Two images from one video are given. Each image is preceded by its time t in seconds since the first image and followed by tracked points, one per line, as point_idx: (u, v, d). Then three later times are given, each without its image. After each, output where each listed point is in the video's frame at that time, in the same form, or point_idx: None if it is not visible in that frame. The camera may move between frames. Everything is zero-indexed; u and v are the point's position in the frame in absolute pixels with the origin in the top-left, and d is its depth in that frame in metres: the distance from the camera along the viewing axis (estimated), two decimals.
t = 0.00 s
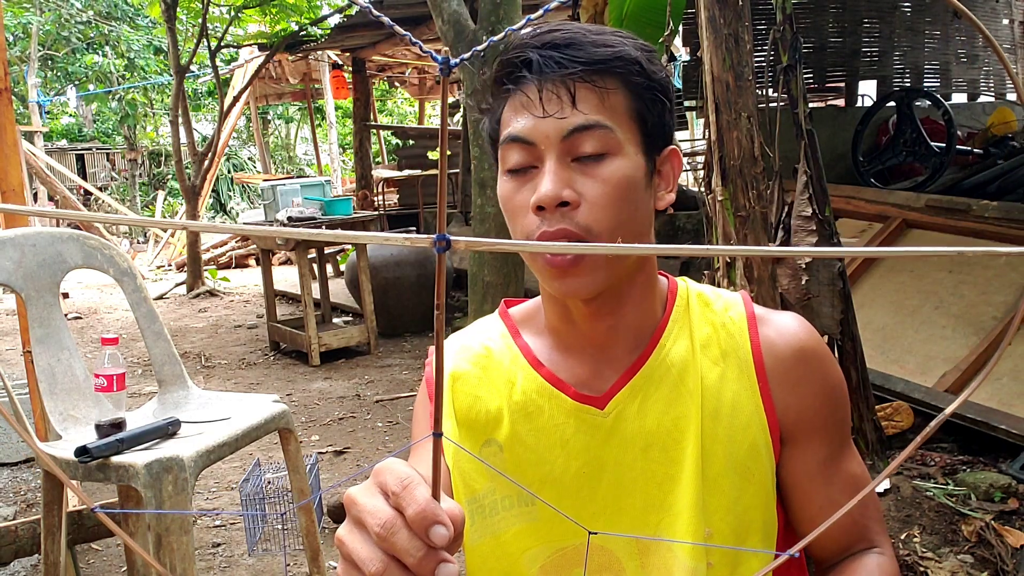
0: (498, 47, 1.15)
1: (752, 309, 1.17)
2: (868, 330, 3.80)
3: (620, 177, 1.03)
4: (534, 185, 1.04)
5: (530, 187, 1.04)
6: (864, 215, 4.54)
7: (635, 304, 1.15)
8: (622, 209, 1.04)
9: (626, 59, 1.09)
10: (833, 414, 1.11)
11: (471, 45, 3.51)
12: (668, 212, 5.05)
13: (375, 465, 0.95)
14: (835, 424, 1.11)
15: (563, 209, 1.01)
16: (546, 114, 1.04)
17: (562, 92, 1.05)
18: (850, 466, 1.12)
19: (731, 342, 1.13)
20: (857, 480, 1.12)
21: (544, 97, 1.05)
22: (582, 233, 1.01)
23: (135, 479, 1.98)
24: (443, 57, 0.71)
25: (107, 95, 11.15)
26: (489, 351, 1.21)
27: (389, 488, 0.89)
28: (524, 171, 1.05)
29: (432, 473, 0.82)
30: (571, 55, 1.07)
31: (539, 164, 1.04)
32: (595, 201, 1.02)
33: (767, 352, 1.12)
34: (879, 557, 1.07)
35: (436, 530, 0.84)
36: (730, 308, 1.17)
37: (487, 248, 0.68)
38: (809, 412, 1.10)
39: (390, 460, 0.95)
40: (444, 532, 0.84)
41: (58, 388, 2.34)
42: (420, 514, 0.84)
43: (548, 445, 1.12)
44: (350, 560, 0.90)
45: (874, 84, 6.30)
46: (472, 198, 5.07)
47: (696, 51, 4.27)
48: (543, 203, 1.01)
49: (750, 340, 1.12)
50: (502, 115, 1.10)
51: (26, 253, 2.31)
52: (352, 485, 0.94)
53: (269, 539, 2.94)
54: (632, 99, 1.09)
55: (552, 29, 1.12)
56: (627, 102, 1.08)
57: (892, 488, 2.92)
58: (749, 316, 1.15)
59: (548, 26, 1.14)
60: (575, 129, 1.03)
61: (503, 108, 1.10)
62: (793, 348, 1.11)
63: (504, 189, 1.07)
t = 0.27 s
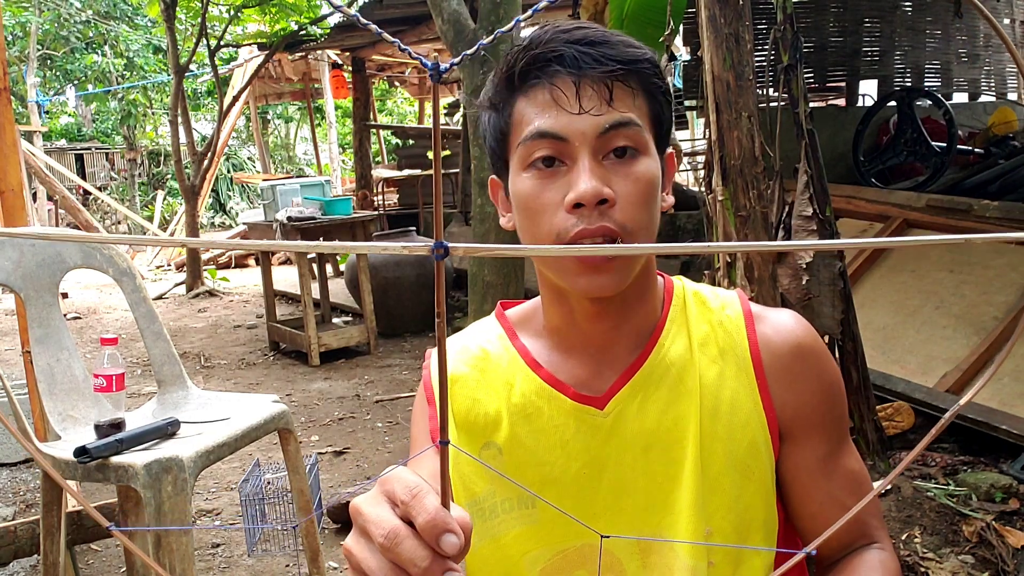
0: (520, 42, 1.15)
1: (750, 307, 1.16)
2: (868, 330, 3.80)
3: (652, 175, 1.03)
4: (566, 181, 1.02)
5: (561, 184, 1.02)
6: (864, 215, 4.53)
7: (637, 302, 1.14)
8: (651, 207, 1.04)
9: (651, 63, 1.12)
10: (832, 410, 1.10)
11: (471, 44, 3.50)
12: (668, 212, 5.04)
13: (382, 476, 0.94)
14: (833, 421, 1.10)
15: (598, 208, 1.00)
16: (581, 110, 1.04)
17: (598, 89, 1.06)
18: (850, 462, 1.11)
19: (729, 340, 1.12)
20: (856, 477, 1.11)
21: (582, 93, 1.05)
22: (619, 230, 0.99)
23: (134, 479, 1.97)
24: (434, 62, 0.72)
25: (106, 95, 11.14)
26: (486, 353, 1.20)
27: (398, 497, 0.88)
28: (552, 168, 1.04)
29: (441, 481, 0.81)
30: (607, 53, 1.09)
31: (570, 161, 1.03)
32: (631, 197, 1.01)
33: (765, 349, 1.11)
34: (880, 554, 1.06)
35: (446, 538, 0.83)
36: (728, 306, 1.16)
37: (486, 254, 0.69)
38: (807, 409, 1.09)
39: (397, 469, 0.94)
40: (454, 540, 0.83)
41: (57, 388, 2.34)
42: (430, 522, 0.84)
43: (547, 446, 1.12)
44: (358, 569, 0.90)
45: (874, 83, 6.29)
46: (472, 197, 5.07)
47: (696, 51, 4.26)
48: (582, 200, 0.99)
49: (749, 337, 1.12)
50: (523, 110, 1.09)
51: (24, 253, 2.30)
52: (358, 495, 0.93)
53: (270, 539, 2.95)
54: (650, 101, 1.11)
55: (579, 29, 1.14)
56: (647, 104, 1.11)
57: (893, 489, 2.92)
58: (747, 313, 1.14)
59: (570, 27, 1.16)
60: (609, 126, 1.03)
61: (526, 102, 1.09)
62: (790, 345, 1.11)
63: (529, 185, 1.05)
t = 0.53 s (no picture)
0: (522, 44, 1.14)
1: (748, 307, 1.17)
2: (868, 330, 3.80)
3: (653, 181, 1.04)
4: (568, 187, 1.02)
5: (563, 189, 1.03)
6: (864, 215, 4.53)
7: (637, 305, 1.15)
8: (652, 212, 1.04)
9: (653, 67, 1.12)
10: (831, 409, 1.10)
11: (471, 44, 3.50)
12: (668, 212, 5.04)
13: (394, 479, 0.94)
14: (832, 420, 1.10)
15: (601, 213, 1.00)
16: (585, 116, 1.04)
17: (601, 94, 1.06)
18: (850, 460, 1.11)
19: (728, 340, 1.12)
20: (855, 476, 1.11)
21: (584, 98, 1.05)
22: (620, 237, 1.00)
23: (134, 480, 1.97)
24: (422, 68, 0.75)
25: (106, 95, 11.15)
26: (485, 354, 1.20)
27: (410, 495, 0.88)
28: (554, 173, 1.04)
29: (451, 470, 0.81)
30: (610, 58, 1.09)
31: (572, 166, 1.03)
32: (632, 204, 1.01)
33: (764, 349, 1.11)
34: (881, 552, 1.07)
35: (456, 532, 0.81)
36: (727, 306, 1.16)
37: (482, 252, 0.69)
38: (807, 408, 1.09)
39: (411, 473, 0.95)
40: (464, 534, 0.82)
41: (57, 388, 2.34)
42: (441, 517, 0.83)
43: (548, 447, 1.11)
44: (370, 567, 0.89)
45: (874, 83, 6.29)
46: (472, 197, 5.06)
47: (696, 51, 4.26)
48: (584, 207, 0.99)
49: (748, 337, 1.12)
50: (524, 114, 1.09)
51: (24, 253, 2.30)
52: (372, 497, 0.94)
53: (269, 539, 2.95)
54: (651, 105, 1.12)
55: (583, 32, 1.13)
56: (648, 108, 1.11)
57: (893, 489, 2.92)
58: (746, 313, 1.15)
59: (571, 29, 1.16)
60: (612, 132, 1.02)
61: (527, 105, 1.09)
62: (788, 346, 1.11)
63: (529, 191, 1.05)
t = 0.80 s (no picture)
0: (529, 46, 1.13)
1: (744, 302, 1.15)
2: (869, 330, 3.79)
3: (657, 185, 1.03)
4: (572, 190, 1.02)
5: (567, 193, 1.02)
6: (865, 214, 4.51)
7: (638, 301, 1.13)
8: (655, 215, 1.03)
9: (658, 71, 1.10)
10: (833, 401, 1.07)
11: (472, 43, 3.49)
12: (668, 212, 5.03)
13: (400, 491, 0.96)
14: (835, 411, 1.07)
15: (603, 217, 0.99)
16: (590, 120, 1.02)
17: (606, 98, 1.04)
18: (864, 448, 1.06)
19: (726, 333, 1.11)
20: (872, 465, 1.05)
21: (589, 103, 1.03)
22: (623, 240, 0.99)
23: (132, 481, 1.96)
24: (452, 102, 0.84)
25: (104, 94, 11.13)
26: (484, 352, 1.19)
27: (417, 508, 0.89)
28: (559, 175, 1.03)
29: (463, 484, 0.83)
30: (615, 62, 1.07)
31: (577, 170, 1.02)
32: (636, 208, 1.00)
33: (759, 341, 1.09)
34: (898, 546, 1.02)
35: (464, 547, 0.83)
36: (722, 301, 1.15)
37: (498, 277, 0.78)
38: (806, 399, 1.06)
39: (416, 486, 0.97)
40: (472, 548, 0.83)
41: (55, 388, 2.32)
42: (449, 532, 0.85)
43: (545, 443, 1.10)
44: None
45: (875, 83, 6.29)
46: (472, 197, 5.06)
47: (696, 50, 4.25)
48: (588, 211, 0.98)
49: (743, 330, 1.10)
50: (530, 116, 1.07)
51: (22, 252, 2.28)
52: (376, 507, 0.95)
53: (269, 540, 2.94)
54: (655, 107, 1.10)
55: (589, 34, 1.11)
56: (652, 111, 1.09)
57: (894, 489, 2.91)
58: (744, 308, 1.13)
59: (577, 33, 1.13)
60: (616, 137, 1.01)
61: (531, 106, 1.07)
62: (785, 337, 1.08)
63: (535, 193, 1.04)
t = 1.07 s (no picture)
0: (533, 50, 1.13)
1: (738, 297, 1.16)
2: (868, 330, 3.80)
3: (653, 188, 1.04)
4: (571, 192, 1.03)
5: (567, 194, 1.04)
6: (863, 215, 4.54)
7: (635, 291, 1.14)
8: (652, 216, 1.05)
9: (655, 77, 1.10)
10: (821, 391, 1.09)
11: (472, 44, 3.50)
12: (668, 212, 5.05)
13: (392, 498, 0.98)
14: (822, 401, 1.09)
15: (601, 218, 1.01)
16: (589, 126, 1.03)
17: (605, 106, 1.04)
18: (850, 436, 1.09)
19: (721, 324, 1.12)
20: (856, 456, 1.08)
21: (589, 111, 1.04)
22: (618, 241, 1.02)
23: (134, 480, 1.97)
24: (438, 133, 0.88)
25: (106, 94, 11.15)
26: (488, 343, 1.21)
27: (404, 519, 0.91)
28: (560, 178, 1.05)
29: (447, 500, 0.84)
30: (613, 71, 1.06)
31: (576, 173, 1.04)
32: (633, 210, 1.02)
33: (752, 330, 1.11)
34: (883, 534, 1.04)
35: (447, 562, 0.85)
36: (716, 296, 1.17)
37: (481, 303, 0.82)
38: (795, 388, 1.08)
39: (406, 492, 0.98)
40: (455, 562, 0.85)
41: (58, 388, 2.34)
42: (433, 547, 0.86)
43: (545, 427, 1.12)
44: None
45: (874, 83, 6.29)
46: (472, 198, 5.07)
47: (696, 51, 4.26)
48: (587, 213, 1.01)
49: (738, 321, 1.12)
50: (533, 120, 1.08)
51: (25, 253, 2.30)
52: (367, 516, 0.97)
53: (270, 539, 2.94)
54: (653, 112, 1.10)
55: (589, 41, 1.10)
56: (650, 116, 1.09)
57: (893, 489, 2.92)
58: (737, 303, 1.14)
59: (577, 39, 1.13)
60: (613, 142, 1.03)
61: (533, 111, 1.07)
62: (778, 328, 1.10)
63: (538, 193, 1.06)
